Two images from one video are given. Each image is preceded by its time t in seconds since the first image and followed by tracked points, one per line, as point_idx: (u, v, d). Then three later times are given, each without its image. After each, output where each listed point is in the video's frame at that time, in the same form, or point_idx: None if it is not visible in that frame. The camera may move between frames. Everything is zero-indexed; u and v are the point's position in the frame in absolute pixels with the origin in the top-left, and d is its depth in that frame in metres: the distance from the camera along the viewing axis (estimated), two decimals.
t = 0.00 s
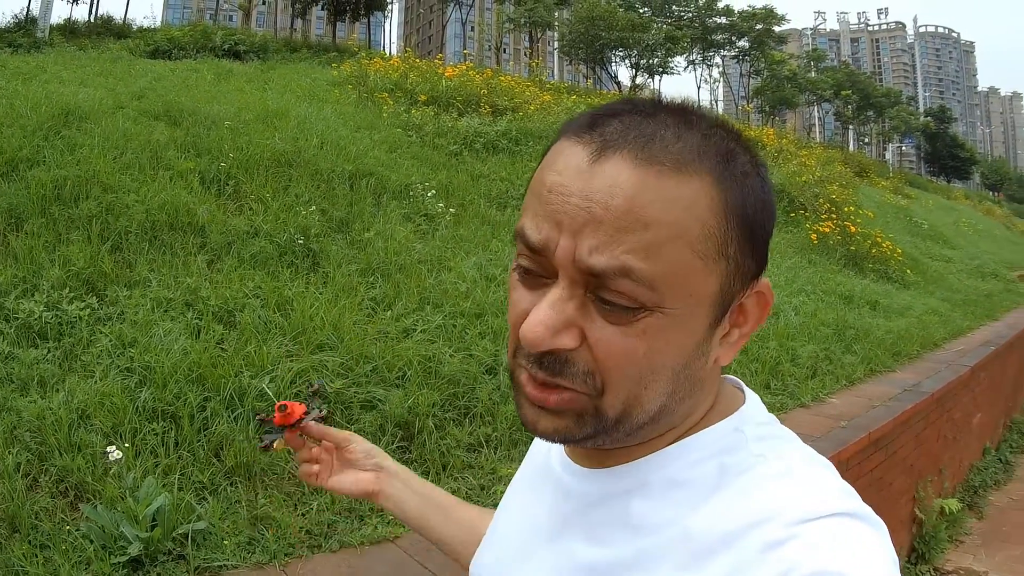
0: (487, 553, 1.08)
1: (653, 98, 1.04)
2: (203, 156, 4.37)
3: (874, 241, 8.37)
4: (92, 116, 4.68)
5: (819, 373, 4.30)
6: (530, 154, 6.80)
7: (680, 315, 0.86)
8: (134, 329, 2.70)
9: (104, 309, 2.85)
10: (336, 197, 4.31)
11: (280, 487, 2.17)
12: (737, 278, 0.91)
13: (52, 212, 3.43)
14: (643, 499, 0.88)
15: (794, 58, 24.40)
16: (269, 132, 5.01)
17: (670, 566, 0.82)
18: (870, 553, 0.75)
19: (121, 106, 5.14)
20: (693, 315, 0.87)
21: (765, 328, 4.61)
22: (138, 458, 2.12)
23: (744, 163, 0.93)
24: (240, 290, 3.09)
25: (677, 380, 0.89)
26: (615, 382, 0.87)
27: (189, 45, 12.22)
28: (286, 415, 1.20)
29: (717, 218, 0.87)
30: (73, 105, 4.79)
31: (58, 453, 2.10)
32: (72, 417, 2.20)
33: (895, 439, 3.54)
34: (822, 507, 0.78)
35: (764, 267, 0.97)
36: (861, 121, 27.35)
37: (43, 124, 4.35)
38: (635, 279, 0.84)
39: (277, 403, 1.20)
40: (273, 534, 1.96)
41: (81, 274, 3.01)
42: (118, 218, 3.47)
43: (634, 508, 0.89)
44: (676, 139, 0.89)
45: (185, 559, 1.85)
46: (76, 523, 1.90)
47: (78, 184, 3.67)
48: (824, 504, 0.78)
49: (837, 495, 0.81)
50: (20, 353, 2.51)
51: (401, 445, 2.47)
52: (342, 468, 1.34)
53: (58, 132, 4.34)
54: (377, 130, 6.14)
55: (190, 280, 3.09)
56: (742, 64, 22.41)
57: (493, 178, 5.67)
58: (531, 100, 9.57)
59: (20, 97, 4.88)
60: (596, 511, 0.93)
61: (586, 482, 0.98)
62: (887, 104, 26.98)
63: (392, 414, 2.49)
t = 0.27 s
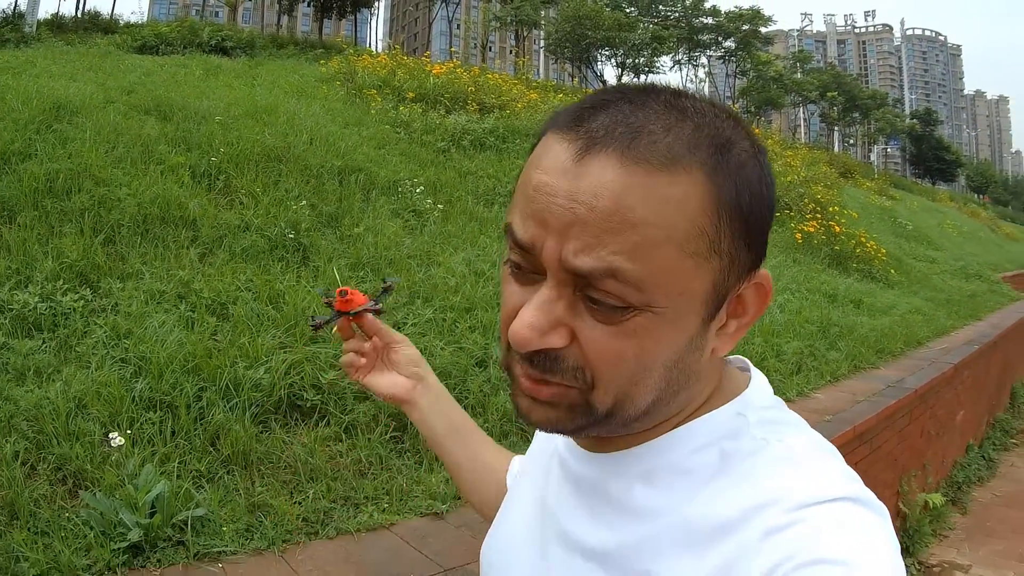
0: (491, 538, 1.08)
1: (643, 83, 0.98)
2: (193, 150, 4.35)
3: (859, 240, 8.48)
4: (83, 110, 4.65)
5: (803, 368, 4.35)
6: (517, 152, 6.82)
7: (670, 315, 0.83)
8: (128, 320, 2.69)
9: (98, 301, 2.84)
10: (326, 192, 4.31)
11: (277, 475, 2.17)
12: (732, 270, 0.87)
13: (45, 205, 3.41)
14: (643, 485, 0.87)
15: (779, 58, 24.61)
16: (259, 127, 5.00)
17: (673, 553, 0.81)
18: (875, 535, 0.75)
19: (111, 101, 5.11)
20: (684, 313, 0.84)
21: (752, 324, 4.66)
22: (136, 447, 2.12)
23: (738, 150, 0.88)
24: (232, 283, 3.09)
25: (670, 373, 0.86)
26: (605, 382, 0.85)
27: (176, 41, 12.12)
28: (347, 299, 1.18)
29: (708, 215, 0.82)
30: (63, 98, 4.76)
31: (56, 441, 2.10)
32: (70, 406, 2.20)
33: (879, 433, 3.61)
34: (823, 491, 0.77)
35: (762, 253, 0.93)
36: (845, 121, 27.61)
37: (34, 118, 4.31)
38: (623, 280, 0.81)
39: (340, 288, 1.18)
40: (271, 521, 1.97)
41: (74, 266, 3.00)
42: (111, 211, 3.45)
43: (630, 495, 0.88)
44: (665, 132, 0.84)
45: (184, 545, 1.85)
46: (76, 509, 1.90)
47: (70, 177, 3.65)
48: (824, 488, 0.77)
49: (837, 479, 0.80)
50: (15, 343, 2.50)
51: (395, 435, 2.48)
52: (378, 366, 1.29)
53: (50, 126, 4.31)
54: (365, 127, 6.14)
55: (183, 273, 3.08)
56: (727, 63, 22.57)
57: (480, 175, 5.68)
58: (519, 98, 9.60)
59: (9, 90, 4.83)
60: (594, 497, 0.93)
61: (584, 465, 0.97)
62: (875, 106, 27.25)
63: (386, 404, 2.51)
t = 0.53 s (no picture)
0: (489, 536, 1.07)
1: (636, 86, 0.98)
2: (188, 169, 4.32)
3: (850, 262, 8.52)
4: (77, 126, 4.62)
5: (804, 388, 4.32)
6: (510, 175, 6.83)
7: (661, 302, 0.81)
8: (125, 338, 2.64)
9: (93, 318, 2.80)
10: (321, 212, 4.28)
11: (280, 496, 2.11)
12: (723, 261, 0.85)
13: (38, 219, 3.37)
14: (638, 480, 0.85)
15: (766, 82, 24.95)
16: (253, 147, 4.98)
17: (665, 544, 0.79)
18: (865, 530, 0.72)
19: (104, 118, 5.08)
20: (676, 302, 0.82)
21: (750, 345, 4.63)
22: (135, 467, 2.07)
23: (729, 144, 0.87)
24: (229, 302, 3.05)
25: (663, 364, 0.85)
26: (598, 369, 0.83)
27: (167, 61, 12.12)
28: (362, 429, 1.10)
29: (698, 203, 0.81)
30: (57, 114, 4.74)
31: (53, 459, 2.04)
32: (67, 423, 2.15)
33: (881, 452, 3.58)
34: (810, 483, 0.75)
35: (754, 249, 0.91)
36: (833, 144, 27.93)
37: (28, 132, 4.29)
38: (614, 265, 0.80)
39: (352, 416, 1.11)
40: (276, 543, 1.92)
41: (69, 282, 2.96)
42: (105, 227, 3.41)
43: (624, 488, 0.86)
44: (656, 124, 0.84)
45: (187, 568, 1.79)
46: (73, 530, 1.84)
47: (64, 194, 3.61)
48: (812, 481, 0.75)
49: (827, 472, 0.77)
50: (8, 359, 2.45)
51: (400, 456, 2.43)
52: (407, 484, 1.30)
53: (43, 141, 4.28)
54: (359, 148, 6.14)
55: (179, 291, 3.04)
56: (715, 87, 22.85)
57: (475, 197, 5.69)
58: (510, 121, 9.64)
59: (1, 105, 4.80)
60: (588, 491, 0.91)
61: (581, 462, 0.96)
62: (860, 129, 27.61)
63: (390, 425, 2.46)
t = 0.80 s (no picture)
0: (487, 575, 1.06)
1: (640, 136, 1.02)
2: (187, 183, 4.31)
3: (854, 281, 8.47)
4: (74, 137, 4.63)
5: (813, 412, 4.25)
6: (512, 191, 6.82)
7: (668, 339, 0.83)
8: (121, 360, 2.62)
9: (89, 338, 2.77)
10: (322, 229, 4.26)
11: (284, 531, 2.06)
12: (726, 301, 0.88)
13: (35, 234, 3.35)
14: (637, 519, 0.86)
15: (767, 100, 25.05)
16: (254, 162, 4.98)
17: None
18: None
19: (104, 129, 5.09)
20: (681, 338, 0.84)
21: (757, 367, 4.57)
22: (132, 499, 2.02)
23: (731, 189, 0.91)
24: (229, 323, 3.01)
25: (668, 400, 0.86)
26: (607, 403, 0.84)
27: (168, 72, 12.18)
28: (341, 460, 1.19)
29: (703, 243, 0.84)
30: (56, 125, 4.74)
31: (47, 490, 2.00)
32: (61, 452, 2.11)
33: (891, 476, 3.50)
34: (812, 522, 0.77)
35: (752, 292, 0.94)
36: (833, 160, 27.96)
37: (25, 144, 4.28)
38: (621, 300, 0.81)
39: (331, 447, 1.19)
40: None
41: (64, 299, 2.93)
42: (103, 243, 3.40)
43: (627, 524, 0.87)
44: (662, 168, 0.87)
45: None
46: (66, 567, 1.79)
47: (61, 207, 3.60)
48: (812, 520, 0.77)
49: (826, 512, 0.79)
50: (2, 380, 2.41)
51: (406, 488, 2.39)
52: (383, 520, 1.35)
53: (41, 152, 4.28)
54: (361, 164, 6.13)
55: (178, 310, 3.01)
56: (715, 104, 22.93)
57: (477, 214, 5.67)
58: (512, 136, 9.65)
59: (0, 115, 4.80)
60: (590, 528, 0.92)
61: (582, 501, 0.96)
62: (859, 145, 27.67)
63: (396, 455, 2.42)
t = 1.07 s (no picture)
0: None
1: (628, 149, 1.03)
2: (186, 172, 4.28)
3: (859, 269, 8.40)
4: (71, 126, 4.59)
5: (820, 406, 4.21)
6: (515, 178, 6.76)
7: (664, 350, 0.83)
8: (118, 356, 2.59)
9: (85, 334, 2.75)
10: (323, 219, 4.22)
11: (285, 535, 2.04)
12: (719, 309, 0.88)
13: (31, 226, 3.32)
14: (632, 529, 0.85)
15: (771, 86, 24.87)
16: (254, 150, 4.93)
17: None
18: None
19: (101, 118, 5.05)
20: (676, 349, 0.84)
21: (763, 358, 4.53)
22: (130, 503, 2.00)
23: (719, 198, 0.92)
24: (228, 316, 2.98)
25: (667, 412, 0.86)
26: (606, 420, 0.83)
27: (167, 59, 12.12)
28: (345, 443, 1.16)
29: (695, 250, 0.84)
30: (53, 114, 4.70)
31: (43, 495, 1.99)
32: (57, 455, 2.09)
33: (899, 472, 3.47)
34: (808, 530, 0.77)
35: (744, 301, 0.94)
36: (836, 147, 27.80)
37: (22, 134, 4.25)
38: (616, 312, 0.82)
39: (335, 429, 1.16)
40: None
41: (60, 294, 2.91)
42: (100, 235, 3.37)
43: (623, 533, 0.86)
44: (651, 179, 0.88)
45: None
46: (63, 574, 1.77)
47: (57, 198, 3.57)
48: (809, 528, 0.77)
49: (822, 519, 0.79)
50: None
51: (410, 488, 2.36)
52: (380, 503, 1.32)
53: (38, 142, 4.25)
54: (362, 151, 6.08)
55: (177, 304, 2.98)
56: (718, 89, 22.76)
57: (480, 202, 5.62)
58: (515, 122, 9.57)
59: None
60: (585, 539, 0.92)
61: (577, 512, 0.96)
62: (861, 131, 27.46)
63: (399, 454, 2.39)
